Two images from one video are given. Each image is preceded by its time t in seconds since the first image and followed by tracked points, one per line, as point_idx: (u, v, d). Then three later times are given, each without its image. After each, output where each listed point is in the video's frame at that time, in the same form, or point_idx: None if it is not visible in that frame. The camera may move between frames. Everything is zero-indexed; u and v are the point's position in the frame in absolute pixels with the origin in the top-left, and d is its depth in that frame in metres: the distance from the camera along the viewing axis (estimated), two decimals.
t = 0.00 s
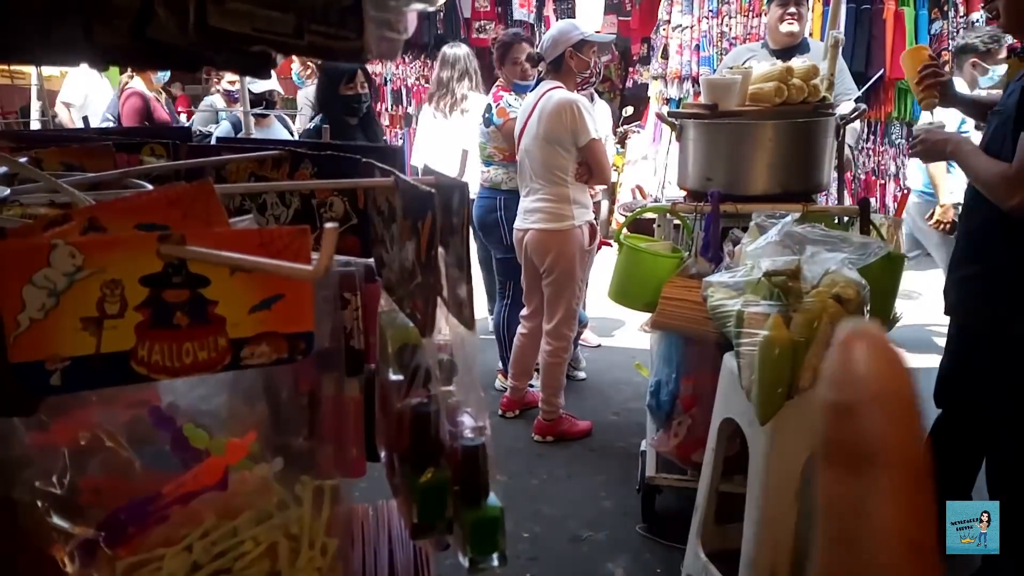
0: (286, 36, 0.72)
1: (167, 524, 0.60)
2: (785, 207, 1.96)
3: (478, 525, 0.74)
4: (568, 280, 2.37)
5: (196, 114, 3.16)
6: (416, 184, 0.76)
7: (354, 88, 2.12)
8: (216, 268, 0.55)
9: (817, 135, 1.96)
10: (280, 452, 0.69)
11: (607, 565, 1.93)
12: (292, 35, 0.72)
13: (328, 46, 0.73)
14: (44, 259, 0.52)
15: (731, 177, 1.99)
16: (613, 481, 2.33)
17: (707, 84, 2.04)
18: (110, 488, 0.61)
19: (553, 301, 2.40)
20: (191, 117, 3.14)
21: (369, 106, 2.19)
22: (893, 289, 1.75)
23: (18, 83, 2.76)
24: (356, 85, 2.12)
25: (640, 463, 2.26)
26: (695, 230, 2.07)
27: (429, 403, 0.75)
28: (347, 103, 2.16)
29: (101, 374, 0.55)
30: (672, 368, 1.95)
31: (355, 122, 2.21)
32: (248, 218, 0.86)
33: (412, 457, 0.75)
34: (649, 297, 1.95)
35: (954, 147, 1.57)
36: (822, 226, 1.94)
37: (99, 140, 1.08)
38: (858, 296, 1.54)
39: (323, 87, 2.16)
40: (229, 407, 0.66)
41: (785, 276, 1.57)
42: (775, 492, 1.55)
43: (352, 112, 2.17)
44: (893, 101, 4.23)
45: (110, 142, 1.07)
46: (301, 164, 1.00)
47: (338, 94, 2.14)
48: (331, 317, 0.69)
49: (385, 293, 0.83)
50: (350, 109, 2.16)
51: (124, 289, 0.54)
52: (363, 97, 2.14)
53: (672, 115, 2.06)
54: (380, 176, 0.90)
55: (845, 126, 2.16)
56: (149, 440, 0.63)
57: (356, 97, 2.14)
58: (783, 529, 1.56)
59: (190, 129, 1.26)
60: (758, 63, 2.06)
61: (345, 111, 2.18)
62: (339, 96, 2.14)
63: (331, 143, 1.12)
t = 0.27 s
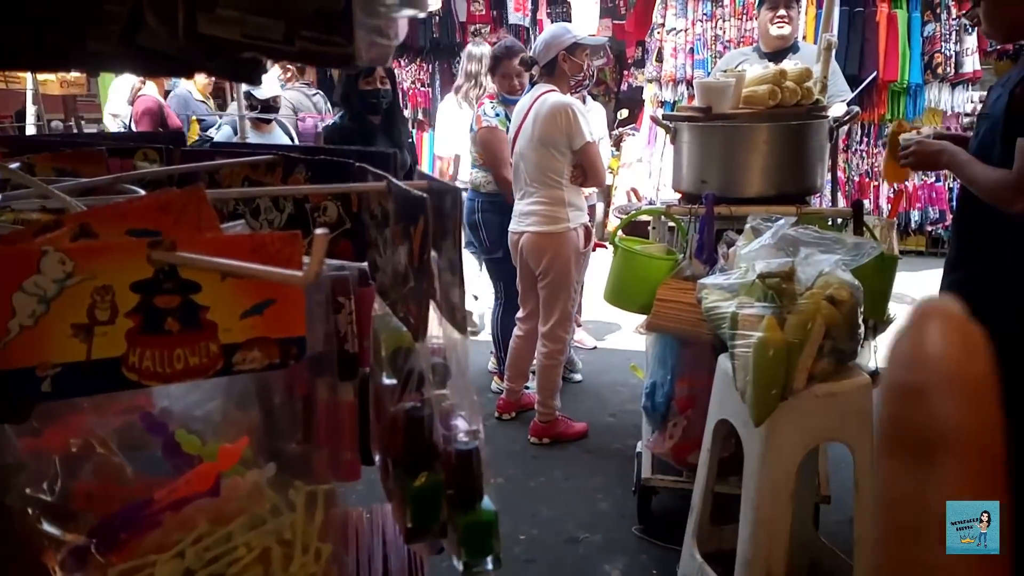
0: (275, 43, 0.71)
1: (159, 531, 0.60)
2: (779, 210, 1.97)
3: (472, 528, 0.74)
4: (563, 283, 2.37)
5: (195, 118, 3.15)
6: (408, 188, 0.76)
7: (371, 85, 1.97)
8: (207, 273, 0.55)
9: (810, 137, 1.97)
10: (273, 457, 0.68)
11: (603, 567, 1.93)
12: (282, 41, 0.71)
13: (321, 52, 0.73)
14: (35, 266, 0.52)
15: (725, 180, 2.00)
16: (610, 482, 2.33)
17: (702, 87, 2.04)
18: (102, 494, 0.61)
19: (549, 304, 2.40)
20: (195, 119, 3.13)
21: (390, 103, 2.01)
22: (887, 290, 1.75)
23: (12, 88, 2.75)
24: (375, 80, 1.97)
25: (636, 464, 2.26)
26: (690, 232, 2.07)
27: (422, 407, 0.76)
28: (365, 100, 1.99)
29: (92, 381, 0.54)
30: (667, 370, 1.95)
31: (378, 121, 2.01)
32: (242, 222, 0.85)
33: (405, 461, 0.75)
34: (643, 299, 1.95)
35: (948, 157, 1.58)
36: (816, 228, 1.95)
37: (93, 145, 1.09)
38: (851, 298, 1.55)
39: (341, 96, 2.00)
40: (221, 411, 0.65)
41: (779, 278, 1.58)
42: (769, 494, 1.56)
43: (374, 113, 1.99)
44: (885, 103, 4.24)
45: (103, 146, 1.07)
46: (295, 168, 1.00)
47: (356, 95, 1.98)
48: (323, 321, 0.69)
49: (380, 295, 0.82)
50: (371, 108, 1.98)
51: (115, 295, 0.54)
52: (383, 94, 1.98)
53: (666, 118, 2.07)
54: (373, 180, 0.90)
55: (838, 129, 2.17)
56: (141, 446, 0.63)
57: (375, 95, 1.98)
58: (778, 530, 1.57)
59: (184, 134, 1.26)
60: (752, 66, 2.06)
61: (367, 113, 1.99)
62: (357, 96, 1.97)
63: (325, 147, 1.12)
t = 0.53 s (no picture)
0: (282, 45, 0.71)
1: (165, 531, 0.61)
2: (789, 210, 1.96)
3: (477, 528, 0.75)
4: (572, 283, 2.37)
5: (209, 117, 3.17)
6: (414, 189, 0.76)
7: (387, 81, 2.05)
8: (214, 274, 0.56)
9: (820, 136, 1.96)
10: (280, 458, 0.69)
11: (611, 569, 1.93)
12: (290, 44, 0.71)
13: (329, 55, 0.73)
14: (44, 266, 0.52)
15: (734, 180, 1.99)
16: (618, 484, 2.32)
17: (711, 86, 2.03)
18: (109, 495, 0.61)
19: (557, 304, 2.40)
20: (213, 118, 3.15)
21: (406, 100, 2.07)
22: (899, 290, 1.74)
23: (22, 86, 2.77)
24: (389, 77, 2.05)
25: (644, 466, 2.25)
26: (700, 232, 2.07)
27: (428, 408, 0.76)
28: (381, 97, 2.06)
29: (100, 382, 0.55)
30: (676, 370, 1.95)
31: (395, 119, 2.08)
32: (249, 223, 0.86)
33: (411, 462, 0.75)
34: (651, 299, 1.94)
35: (967, 165, 1.55)
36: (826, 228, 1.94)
37: (101, 146, 1.09)
38: (862, 298, 1.54)
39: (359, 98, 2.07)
40: (228, 412, 0.65)
41: (788, 278, 1.58)
42: (778, 496, 1.55)
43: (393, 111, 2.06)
44: (897, 101, 4.22)
45: (111, 147, 1.08)
46: (301, 168, 1.00)
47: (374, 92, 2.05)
48: (329, 322, 0.69)
49: (386, 295, 0.82)
50: (389, 104, 2.05)
51: (123, 296, 0.54)
52: (401, 89, 2.06)
53: (675, 117, 2.06)
54: (380, 180, 0.90)
55: (848, 127, 2.16)
56: (148, 447, 0.64)
57: (392, 91, 2.05)
58: (786, 533, 1.56)
59: (192, 134, 1.27)
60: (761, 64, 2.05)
61: (385, 110, 2.06)
62: (374, 94, 2.05)
63: (332, 147, 1.12)
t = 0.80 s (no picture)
0: (288, 51, 0.71)
1: (176, 531, 0.62)
2: (795, 209, 1.96)
3: (484, 529, 0.74)
4: (578, 284, 2.37)
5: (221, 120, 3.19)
6: (420, 192, 0.77)
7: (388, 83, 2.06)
8: (222, 278, 0.56)
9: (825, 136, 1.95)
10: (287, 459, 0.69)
11: (617, 568, 1.93)
12: (296, 50, 0.71)
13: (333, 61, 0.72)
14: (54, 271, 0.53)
15: (740, 180, 1.99)
16: (624, 484, 2.33)
17: (716, 86, 2.03)
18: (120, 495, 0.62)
19: (563, 305, 2.40)
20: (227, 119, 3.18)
21: (409, 99, 2.07)
22: (904, 291, 1.74)
23: (30, 91, 2.79)
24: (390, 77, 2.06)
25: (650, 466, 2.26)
26: (705, 232, 2.07)
27: (434, 410, 0.77)
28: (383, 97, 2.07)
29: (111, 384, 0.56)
30: (682, 370, 1.96)
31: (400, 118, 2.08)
32: (256, 226, 0.87)
33: (417, 463, 0.75)
34: (656, 300, 1.95)
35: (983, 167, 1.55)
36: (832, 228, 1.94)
37: (109, 149, 1.10)
38: (868, 298, 1.53)
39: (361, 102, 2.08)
40: (236, 414, 0.66)
41: (794, 278, 1.57)
42: (784, 496, 1.55)
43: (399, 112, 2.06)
44: (904, 101, 4.21)
45: (119, 151, 1.09)
46: (308, 171, 1.01)
47: (376, 94, 2.06)
48: (336, 323, 0.68)
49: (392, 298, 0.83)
50: (394, 107, 2.06)
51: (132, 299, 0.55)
52: (406, 89, 2.07)
53: (680, 118, 2.06)
54: (386, 183, 0.91)
55: (854, 127, 2.16)
56: (157, 448, 0.64)
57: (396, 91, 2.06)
58: (792, 532, 1.56)
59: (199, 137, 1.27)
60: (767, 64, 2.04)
61: (388, 113, 2.07)
62: (377, 96, 2.06)
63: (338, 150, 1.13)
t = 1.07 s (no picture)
0: (285, 47, 0.70)
1: (173, 531, 0.61)
2: (796, 207, 1.95)
3: (484, 529, 0.74)
4: (579, 283, 2.36)
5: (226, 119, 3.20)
6: (419, 189, 0.77)
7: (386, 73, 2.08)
8: (219, 276, 0.56)
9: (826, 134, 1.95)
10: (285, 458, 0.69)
11: (618, 567, 1.93)
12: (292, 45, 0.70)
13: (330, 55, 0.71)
14: (50, 269, 0.52)
15: (741, 177, 1.98)
16: (625, 482, 2.32)
17: (716, 84, 2.02)
18: (117, 495, 0.62)
19: (563, 304, 2.40)
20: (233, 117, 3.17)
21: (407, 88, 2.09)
22: (904, 291, 1.74)
23: (29, 89, 2.78)
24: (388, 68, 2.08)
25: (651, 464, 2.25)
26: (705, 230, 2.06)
27: (434, 408, 0.76)
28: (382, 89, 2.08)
29: (106, 383, 0.55)
30: (682, 368, 1.95)
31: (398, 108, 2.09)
32: (254, 224, 0.86)
33: (417, 463, 0.75)
34: (657, 298, 1.94)
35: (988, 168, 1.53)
36: (833, 226, 1.93)
37: (107, 147, 1.10)
38: (869, 296, 1.53)
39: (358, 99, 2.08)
40: (234, 413, 0.65)
41: (795, 275, 1.57)
42: (785, 494, 1.55)
43: (400, 103, 2.08)
44: (904, 98, 4.20)
45: (117, 149, 1.08)
46: (307, 169, 1.00)
47: (376, 85, 2.06)
48: (335, 322, 0.68)
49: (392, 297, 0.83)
50: (395, 99, 2.07)
51: (128, 297, 0.54)
52: (405, 79, 2.10)
53: (680, 115, 2.05)
54: (385, 181, 0.90)
55: (855, 124, 2.16)
56: (155, 448, 0.63)
57: (395, 81, 2.08)
58: (794, 529, 1.56)
59: (197, 135, 1.27)
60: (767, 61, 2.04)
61: (389, 106, 2.07)
62: (376, 88, 2.06)
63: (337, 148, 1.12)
